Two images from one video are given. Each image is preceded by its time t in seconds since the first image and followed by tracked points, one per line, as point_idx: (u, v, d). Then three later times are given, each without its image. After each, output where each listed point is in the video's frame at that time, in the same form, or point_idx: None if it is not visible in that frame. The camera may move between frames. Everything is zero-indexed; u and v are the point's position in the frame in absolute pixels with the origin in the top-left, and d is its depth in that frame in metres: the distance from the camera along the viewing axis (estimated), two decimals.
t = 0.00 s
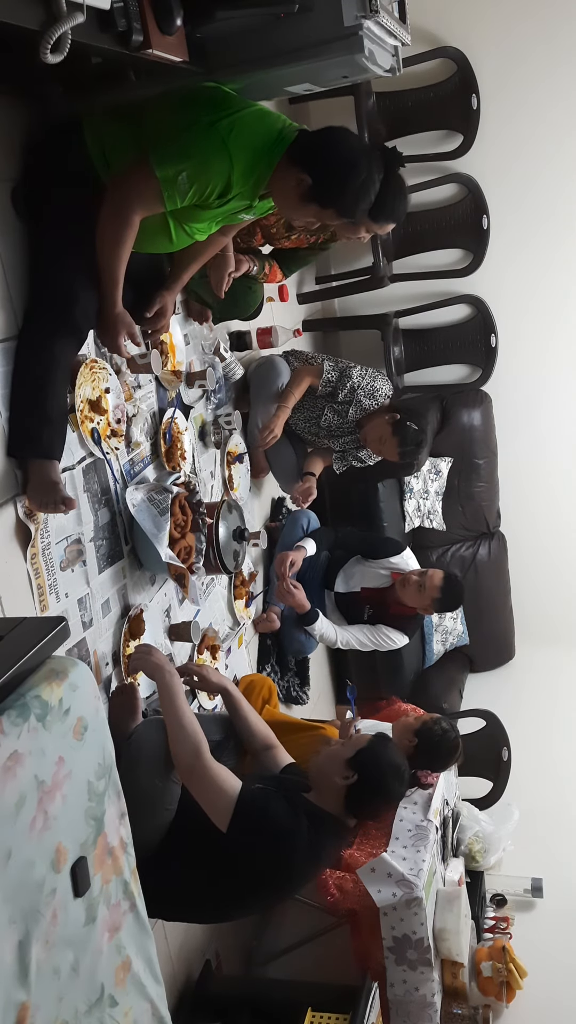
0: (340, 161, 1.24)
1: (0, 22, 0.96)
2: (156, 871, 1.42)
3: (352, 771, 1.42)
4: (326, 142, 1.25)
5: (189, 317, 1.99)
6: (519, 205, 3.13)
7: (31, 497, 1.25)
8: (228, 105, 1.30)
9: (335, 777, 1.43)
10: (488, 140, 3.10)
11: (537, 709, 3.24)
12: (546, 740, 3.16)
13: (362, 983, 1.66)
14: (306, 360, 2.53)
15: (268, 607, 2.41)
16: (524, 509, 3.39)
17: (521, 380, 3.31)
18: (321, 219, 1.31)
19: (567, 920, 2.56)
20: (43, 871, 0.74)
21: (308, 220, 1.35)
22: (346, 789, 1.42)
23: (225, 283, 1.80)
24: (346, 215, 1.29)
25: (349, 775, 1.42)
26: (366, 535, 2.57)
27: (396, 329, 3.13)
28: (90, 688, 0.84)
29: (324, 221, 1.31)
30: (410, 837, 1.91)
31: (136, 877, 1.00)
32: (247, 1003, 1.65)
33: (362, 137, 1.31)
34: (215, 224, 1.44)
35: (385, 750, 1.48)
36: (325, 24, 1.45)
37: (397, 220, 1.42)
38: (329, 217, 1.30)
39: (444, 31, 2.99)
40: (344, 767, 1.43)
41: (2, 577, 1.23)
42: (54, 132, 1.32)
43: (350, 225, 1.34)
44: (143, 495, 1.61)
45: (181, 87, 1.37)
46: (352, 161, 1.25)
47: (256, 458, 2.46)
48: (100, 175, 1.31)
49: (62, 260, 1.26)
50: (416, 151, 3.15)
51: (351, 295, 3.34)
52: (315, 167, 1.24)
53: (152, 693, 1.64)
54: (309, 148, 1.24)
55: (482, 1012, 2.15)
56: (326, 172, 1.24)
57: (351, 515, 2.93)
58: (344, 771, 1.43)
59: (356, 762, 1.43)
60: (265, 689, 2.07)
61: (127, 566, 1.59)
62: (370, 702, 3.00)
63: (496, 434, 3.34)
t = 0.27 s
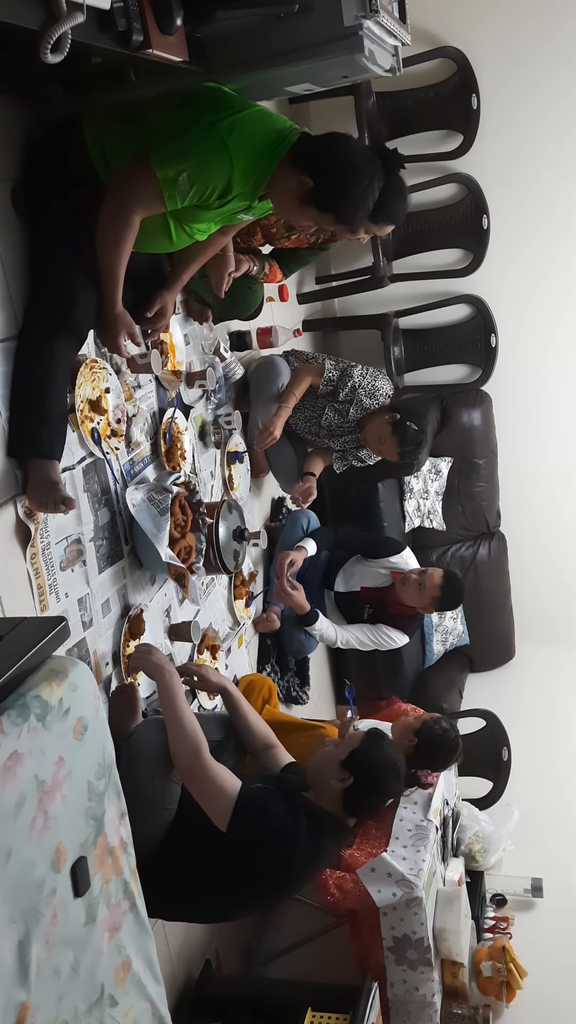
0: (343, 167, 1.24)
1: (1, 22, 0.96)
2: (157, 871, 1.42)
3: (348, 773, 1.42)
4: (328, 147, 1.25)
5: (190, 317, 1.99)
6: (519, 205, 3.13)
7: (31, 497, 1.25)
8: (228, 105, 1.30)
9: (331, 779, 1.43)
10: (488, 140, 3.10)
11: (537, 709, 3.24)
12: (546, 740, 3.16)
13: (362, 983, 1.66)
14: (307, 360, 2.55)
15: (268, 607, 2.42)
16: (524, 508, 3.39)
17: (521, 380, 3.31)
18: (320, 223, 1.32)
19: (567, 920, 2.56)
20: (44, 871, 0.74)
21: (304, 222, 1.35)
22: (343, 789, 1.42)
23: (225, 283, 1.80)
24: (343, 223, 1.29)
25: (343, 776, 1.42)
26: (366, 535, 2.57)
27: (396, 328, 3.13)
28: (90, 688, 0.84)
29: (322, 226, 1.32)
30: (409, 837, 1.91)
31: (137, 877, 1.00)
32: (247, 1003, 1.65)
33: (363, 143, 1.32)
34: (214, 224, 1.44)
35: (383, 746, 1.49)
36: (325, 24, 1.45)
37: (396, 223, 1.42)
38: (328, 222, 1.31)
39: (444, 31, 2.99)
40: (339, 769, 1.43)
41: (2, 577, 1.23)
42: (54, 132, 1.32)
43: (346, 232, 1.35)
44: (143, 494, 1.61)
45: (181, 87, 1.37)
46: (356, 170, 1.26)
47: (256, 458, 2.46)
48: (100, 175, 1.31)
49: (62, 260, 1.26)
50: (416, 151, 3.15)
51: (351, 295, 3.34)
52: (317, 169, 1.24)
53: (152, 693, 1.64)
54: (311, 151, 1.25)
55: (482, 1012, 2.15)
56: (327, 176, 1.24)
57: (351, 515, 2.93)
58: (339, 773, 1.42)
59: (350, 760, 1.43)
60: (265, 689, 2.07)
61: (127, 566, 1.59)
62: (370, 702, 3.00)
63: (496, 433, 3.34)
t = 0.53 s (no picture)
0: (345, 169, 1.24)
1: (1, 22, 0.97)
2: (157, 871, 1.42)
3: (345, 773, 1.41)
4: (329, 148, 1.25)
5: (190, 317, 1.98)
6: (519, 205, 3.12)
7: (31, 497, 1.25)
8: (228, 105, 1.30)
9: (328, 779, 1.42)
10: (488, 139, 3.10)
11: (537, 709, 3.24)
12: (546, 741, 3.16)
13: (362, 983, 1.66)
14: (307, 360, 2.55)
15: (268, 607, 2.42)
16: (524, 509, 3.39)
17: (521, 380, 3.30)
18: (320, 225, 1.32)
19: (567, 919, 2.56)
20: (44, 871, 0.74)
21: (304, 223, 1.35)
22: (340, 788, 1.41)
23: (225, 282, 1.80)
24: (343, 225, 1.30)
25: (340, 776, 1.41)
26: (366, 535, 2.57)
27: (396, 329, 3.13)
28: (90, 688, 0.84)
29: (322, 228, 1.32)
30: (410, 837, 1.91)
31: (137, 877, 1.00)
32: (247, 1003, 1.65)
33: (362, 145, 1.33)
34: (215, 225, 1.44)
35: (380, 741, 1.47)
36: (325, 24, 1.45)
37: (396, 224, 1.42)
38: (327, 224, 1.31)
39: (444, 31, 2.99)
40: (335, 769, 1.42)
41: (2, 577, 1.23)
42: (55, 131, 1.32)
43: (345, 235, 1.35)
44: (143, 494, 1.61)
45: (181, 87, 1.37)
46: (359, 174, 1.26)
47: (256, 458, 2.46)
48: (100, 175, 1.31)
49: (62, 261, 1.26)
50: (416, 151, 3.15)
51: (351, 295, 3.34)
52: (318, 170, 1.24)
53: (152, 693, 1.64)
54: (312, 152, 1.25)
55: (482, 1012, 2.15)
56: (327, 178, 1.24)
57: (351, 515, 2.92)
58: (336, 774, 1.41)
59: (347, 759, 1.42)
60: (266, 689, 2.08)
61: (127, 566, 1.59)
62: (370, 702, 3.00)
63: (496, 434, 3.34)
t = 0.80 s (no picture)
0: (345, 171, 1.24)
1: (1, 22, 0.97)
2: (156, 871, 1.41)
3: (344, 773, 1.41)
4: (328, 149, 1.25)
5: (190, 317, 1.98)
6: (519, 205, 3.12)
7: (31, 497, 1.25)
8: (228, 105, 1.30)
9: (327, 781, 1.42)
10: (488, 139, 3.10)
11: (537, 709, 3.24)
12: (546, 741, 3.16)
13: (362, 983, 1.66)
14: (307, 360, 2.55)
15: (268, 607, 2.42)
16: (524, 509, 3.39)
17: (521, 380, 3.30)
18: (320, 227, 1.32)
19: (567, 919, 2.56)
20: (44, 871, 0.74)
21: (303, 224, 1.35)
22: (339, 789, 1.42)
23: (224, 282, 1.80)
24: (344, 226, 1.30)
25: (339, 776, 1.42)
26: (366, 535, 2.57)
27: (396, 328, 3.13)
28: (90, 688, 0.84)
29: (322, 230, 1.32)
30: (409, 837, 1.90)
31: (137, 877, 1.01)
32: (247, 1003, 1.65)
33: (362, 146, 1.33)
34: (215, 225, 1.43)
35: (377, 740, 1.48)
36: (325, 24, 1.45)
37: (397, 223, 1.42)
38: (327, 226, 1.31)
39: (444, 31, 2.99)
40: (334, 770, 1.42)
41: (2, 577, 1.23)
42: (54, 131, 1.32)
43: (344, 238, 1.35)
44: (143, 494, 1.61)
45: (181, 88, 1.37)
46: (360, 176, 1.26)
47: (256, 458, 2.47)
48: (101, 175, 1.31)
49: (63, 260, 1.26)
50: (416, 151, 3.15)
51: (351, 295, 3.34)
52: (318, 171, 1.24)
53: (152, 693, 1.64)
54: (312, 153, 1.25)
55: (482, 1012, 2.15)
56: (328, 178, 1.24)
57: (351, 515, 2.92)
58: (335, 775, 1.42)
59: (345, 759, 1.42)
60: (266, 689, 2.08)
61: (127, 566, 1.59)
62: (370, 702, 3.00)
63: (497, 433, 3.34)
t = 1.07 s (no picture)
0: (347, 171, 1.25)
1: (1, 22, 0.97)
2: (156, 871, 1.41)
3: (342, 774, 1.41)
4: (329, 149, 1.25)
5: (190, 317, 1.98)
6: (519, 205, 3.12)
7: (32, 497, 1.25)
8: (229, 105, 1.30)
9: (326, 781, 1.42)
10: (488, 139, 3.10)
11: (537, 709, 3.24)
12: (546, 741, 3.16)
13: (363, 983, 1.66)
14: (307, 361, 2.53)
15: (268, 607, 2.41)
16: (524, 509, 3.39)
17: (521, 380, 3.30)
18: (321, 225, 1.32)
19: (567, 919, 2.56)
20: (44, 871, 0.74)
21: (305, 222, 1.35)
22: (338, 789, 1.42)
23: (223, 282, 1.79)
24: (345, 224, 1.30)
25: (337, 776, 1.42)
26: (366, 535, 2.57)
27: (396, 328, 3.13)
28: (90, 688, 0.84)
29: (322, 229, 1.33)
30: (410, 837, 1.90)
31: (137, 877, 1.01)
32: (248, 1003, 1.65)
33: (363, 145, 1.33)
34: (216, 225, 1.43)
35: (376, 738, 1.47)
36: (325, 24, 1.45)
37: (396, 223, 1.44)
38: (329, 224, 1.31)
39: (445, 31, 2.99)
40: (332, 771, 1.42)
41: (2, 577, 1.23)
42: (54, 131, 1.32)
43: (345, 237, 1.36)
44: (143, 494, 1.61)
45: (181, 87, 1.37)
46: (361, 176, 1.27)
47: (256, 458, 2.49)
48: (101, 175, 1.31)
49: (63, 261, 1.26)
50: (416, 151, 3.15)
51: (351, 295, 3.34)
52: (320, 170, 1.24)
53: (152, 693, 1.64)
54: (313, 152, 1.25)
55: (482, 1012, 2.15)
56: (329, 179, 1.24)
57: (351, 515, 2.92)
58: (333, 776, 1.42)
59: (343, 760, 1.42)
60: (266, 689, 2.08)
61: (127, 566, 1.59)
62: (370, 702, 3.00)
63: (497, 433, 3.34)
